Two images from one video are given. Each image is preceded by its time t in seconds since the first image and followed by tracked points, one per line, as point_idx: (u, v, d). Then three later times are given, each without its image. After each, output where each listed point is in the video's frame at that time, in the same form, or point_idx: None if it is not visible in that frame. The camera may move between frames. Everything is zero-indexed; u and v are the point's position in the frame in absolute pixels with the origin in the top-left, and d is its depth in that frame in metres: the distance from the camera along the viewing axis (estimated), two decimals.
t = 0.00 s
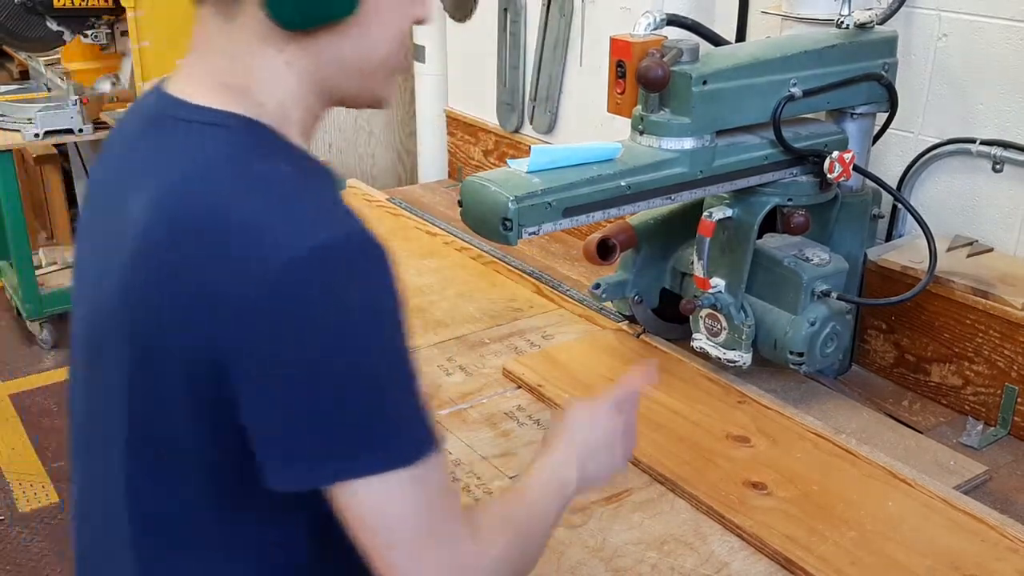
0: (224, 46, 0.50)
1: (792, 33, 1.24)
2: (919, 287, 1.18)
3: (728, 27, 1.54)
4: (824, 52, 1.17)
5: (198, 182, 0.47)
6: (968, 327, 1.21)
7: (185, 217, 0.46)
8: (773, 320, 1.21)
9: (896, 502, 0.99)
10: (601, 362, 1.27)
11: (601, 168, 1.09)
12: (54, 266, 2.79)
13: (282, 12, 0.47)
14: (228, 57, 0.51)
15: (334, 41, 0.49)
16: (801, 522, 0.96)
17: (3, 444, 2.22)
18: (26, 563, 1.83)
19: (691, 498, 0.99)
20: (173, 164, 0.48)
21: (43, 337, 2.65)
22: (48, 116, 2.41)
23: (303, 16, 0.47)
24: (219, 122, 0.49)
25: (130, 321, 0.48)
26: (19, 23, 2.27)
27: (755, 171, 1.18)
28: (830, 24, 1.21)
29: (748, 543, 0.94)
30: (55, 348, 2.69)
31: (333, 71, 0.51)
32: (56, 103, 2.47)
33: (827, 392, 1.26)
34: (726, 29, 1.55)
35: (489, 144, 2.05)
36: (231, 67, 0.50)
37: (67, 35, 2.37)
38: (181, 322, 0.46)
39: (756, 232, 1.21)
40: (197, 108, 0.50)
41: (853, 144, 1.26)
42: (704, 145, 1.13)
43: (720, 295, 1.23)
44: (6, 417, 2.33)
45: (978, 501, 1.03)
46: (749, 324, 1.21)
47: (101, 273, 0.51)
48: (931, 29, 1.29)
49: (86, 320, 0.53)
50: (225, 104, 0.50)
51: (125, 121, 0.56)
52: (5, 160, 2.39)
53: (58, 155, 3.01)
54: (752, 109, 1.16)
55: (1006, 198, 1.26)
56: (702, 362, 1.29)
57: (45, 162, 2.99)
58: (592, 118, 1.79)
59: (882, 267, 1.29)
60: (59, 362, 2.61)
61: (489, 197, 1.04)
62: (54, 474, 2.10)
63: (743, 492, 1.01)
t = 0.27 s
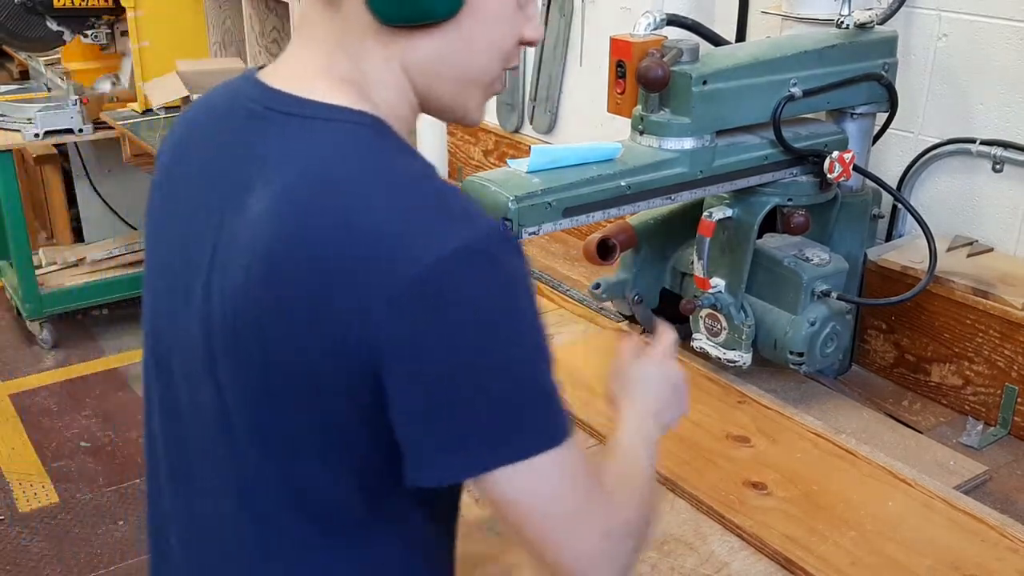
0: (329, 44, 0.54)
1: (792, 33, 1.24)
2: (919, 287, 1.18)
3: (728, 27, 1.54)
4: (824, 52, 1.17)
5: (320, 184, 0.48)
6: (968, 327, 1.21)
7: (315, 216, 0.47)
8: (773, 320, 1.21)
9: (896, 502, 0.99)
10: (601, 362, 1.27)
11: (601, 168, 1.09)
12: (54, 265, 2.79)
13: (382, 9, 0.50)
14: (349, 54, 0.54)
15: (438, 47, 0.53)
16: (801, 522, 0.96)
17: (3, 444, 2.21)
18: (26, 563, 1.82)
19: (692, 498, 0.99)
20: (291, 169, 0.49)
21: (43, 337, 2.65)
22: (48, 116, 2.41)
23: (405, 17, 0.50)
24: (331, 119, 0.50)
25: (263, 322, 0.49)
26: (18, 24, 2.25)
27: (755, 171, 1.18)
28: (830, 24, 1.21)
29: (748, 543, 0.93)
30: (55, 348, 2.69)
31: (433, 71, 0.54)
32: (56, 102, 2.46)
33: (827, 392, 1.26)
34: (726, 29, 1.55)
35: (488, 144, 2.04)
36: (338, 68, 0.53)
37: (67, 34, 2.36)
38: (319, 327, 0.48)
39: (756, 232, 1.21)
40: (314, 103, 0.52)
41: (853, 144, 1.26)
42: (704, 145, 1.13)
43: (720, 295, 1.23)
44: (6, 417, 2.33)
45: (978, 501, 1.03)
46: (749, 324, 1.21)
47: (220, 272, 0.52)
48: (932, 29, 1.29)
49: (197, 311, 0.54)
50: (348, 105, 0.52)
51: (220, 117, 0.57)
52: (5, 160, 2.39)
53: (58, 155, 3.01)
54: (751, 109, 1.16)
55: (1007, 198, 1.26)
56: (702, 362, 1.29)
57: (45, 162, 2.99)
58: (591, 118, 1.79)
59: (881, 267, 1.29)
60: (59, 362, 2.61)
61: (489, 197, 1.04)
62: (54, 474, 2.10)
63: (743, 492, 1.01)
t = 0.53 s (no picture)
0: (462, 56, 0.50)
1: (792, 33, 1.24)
2: (919, 288, 1.18)
3: (728, 27, 1.54)
4: (824, 52, 1.17)
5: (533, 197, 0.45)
6: (968, 327, 1.21)
7: (545, 230, 0.45)
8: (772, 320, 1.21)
9: (896, 502, 0.99)
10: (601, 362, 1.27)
11: (601, 168, 1.09)
12: (54, 266, 2.79)
13: (536, 46, 0.49)
14: (493, 78, 0.50)
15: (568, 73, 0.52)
16: (801, 522, 0.96)
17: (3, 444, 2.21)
18: (26, 563, 1.82)
19: (692, 498, 0.99)
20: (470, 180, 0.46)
21: (43, 337, 2.65)
22: (48, 116, 2.41)
23: (559, 50, 0.49)
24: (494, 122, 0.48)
25: (458, 347, 0.47)
26: (19, 23, 2.25)
27: (755, 171, 1.18)
28: (830, 24, 1.21)
29: (748, 543, 0.93)
30: (55, 348, 2.69)
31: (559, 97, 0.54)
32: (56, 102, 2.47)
33: (827, 393, 1.26)
34: (726, 29, 1.55)
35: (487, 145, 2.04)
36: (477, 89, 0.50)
37: (67, 34, 2.36)
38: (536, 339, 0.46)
39: (756, 231, 1.21)
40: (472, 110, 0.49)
41: (853, 144, 1.26)
42: (704, 145, 1.13)
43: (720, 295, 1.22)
44: (7, 417, 2.33)
45: (978, 501, 1.03)
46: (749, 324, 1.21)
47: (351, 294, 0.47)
48: (931, 29, 1.30)
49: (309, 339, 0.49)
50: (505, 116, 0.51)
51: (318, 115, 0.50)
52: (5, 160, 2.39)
53: (58, 155, 3.01)
54: (752, 109, 1.16)
55: (1007, 197, 1.27)
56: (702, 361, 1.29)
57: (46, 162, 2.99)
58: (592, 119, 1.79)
59: (881, 267, 1.29)
60: (59, 362, 2.61)
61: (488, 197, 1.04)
62: (54, 474, 2.10)
63: (743, 492, 1.01)
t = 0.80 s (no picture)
0: (523, 70, 0.59)
1: (792, 33, 1.24)
2: (920, 288, 1.18)
3: (728, 27, 1.54)
4: (824, 52, 1.17)
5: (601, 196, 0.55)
6: (968, 327, 1.21)
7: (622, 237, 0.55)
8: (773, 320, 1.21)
9: (896, 502, 0.99)
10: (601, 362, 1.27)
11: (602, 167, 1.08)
12: (54, 266, 2.79)
13: (598, 60, 0.59)
14: (552, 85, 0.60)
15: (616, 88, 0.65)
16: (801, 521, 0.96)
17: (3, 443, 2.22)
18: (26, 563, 1.82)
19: (692, 498, 0.99)
20: (547, 184, 0.54)
21: (43, 337, 2.65)
22: (49, 116, 2.41)
23: (615, 67, 0.60)
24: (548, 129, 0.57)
25: (540, 330, 0.55)
26: (19, 23, 2.25)
27: (755, 171, 1.18)
28: (830, 24, 1.21)
29: (748, 542, 0.93)
30: (55, 348, 2.69)
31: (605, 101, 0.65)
32: (56, 102, 2.46)
33: (827, 392, 1.26)
34: (726, 29, 1.55)
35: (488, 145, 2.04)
36: (538, 96, 0.59)
37: (67, 34, 2.36)
38: (606, 314, 0.56)
39: (756, 231, 1.24)
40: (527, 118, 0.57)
41: (853, 144, 1.26)
42: (704, 145, 1.13)
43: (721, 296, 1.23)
44: (7, 417, 2.33)
45: (978, 501, 1.03)
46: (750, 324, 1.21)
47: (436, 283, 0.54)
48: (932, 29, 1.29)
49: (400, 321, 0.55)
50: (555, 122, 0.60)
51: (383, 121, 0.56)
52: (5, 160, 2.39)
53: (58, 155, 3.01)
54: (752, 109, 1.15)
55: (1007, 197, 1.26)
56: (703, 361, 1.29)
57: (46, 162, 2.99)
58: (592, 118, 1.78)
59: (882, 267, 1.29)
60: (59, 362, 2.61)
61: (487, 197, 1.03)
62: (54, 474, 2.10)
63: (743, 492, 1.01)
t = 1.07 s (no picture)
0: (516, 71, 0.59)
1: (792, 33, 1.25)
2: (920, 287, 1.18)
3: (728, 27, 1.54)
4: (824, 53, 1.17)
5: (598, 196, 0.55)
6: (967, 327, 1.21)
7: (619, 237, 0.55)
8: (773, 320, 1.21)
9: (896, 502, 0.99)
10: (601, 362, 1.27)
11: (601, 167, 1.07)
12: (54, 266, 2.79)
13: (590, 59, 0.60)
14: (545, 84, 0.60)
15: (608, 87, 0.65)
16: (801, 521, 0.96)
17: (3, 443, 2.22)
18: (26, 563, 1.83)
19: (692, 498, 0.99)
20: (545, 184, 0.55)
21: (43, 337, 2.65)
22: (49, 116, 2.41)
23: (607, 65, 0.60)
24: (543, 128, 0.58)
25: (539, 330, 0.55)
26: (19, 24, 2.25)
27: (755, 171, 1.18)
28: (830, 24, 1.21)
29: (748, 542, 0.93)
30: (55, 348, 2.69)
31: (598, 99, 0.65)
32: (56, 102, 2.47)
33: (827, 392, 1.26)
34: (726, 29, 1.55)
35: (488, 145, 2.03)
36: (531, 96, 0.59)
37: (68, 34, 2.36)
38: (605, 313, 0.56)
39: (756, 231, 1.24)
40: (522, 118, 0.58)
41: (853, 144, 1.26)
42: (704, 145, 1.13)
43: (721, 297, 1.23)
44: (7, 416, 2.33)
45: (978, 501, 1.03)
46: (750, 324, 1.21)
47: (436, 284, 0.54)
48: (931, 29, 1.30)
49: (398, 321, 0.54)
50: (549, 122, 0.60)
51: (380, 121, 0.57)
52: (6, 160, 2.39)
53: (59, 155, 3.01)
54: (751, 109, 1.16)
55: (1006, 198, 1.27)
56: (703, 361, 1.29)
57: (46, 163, 2.99)
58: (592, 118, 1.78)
59: (881, 267, 1.29)
60: (59, 362, 2.61)
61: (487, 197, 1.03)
62: (54, 474, 2.10)
63: (743, 492, 1.01)
